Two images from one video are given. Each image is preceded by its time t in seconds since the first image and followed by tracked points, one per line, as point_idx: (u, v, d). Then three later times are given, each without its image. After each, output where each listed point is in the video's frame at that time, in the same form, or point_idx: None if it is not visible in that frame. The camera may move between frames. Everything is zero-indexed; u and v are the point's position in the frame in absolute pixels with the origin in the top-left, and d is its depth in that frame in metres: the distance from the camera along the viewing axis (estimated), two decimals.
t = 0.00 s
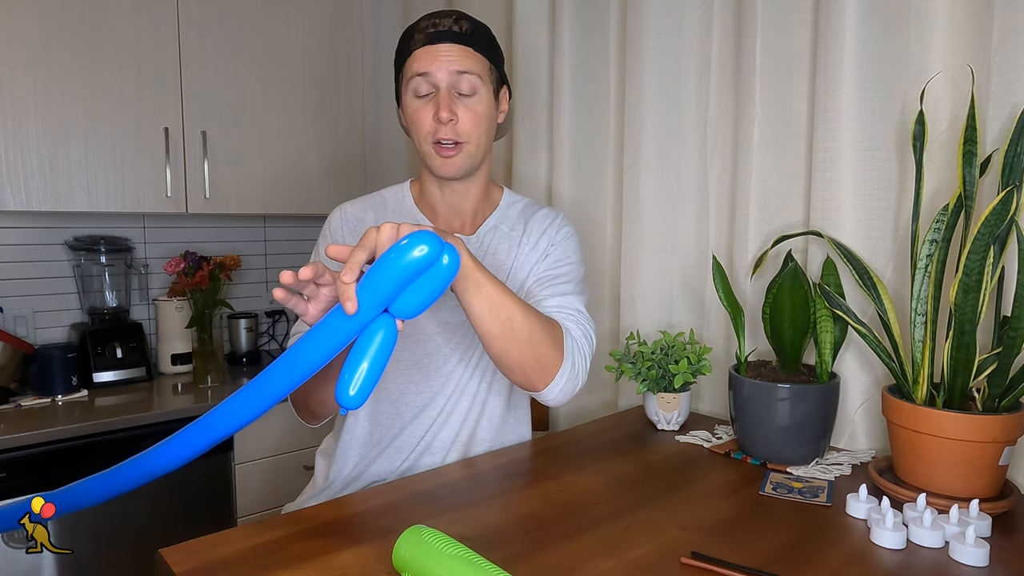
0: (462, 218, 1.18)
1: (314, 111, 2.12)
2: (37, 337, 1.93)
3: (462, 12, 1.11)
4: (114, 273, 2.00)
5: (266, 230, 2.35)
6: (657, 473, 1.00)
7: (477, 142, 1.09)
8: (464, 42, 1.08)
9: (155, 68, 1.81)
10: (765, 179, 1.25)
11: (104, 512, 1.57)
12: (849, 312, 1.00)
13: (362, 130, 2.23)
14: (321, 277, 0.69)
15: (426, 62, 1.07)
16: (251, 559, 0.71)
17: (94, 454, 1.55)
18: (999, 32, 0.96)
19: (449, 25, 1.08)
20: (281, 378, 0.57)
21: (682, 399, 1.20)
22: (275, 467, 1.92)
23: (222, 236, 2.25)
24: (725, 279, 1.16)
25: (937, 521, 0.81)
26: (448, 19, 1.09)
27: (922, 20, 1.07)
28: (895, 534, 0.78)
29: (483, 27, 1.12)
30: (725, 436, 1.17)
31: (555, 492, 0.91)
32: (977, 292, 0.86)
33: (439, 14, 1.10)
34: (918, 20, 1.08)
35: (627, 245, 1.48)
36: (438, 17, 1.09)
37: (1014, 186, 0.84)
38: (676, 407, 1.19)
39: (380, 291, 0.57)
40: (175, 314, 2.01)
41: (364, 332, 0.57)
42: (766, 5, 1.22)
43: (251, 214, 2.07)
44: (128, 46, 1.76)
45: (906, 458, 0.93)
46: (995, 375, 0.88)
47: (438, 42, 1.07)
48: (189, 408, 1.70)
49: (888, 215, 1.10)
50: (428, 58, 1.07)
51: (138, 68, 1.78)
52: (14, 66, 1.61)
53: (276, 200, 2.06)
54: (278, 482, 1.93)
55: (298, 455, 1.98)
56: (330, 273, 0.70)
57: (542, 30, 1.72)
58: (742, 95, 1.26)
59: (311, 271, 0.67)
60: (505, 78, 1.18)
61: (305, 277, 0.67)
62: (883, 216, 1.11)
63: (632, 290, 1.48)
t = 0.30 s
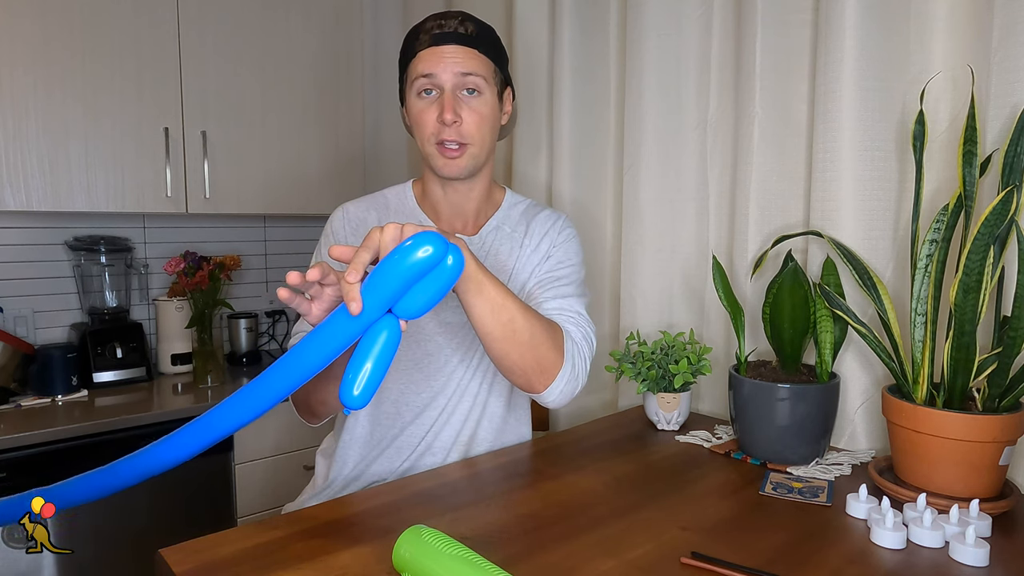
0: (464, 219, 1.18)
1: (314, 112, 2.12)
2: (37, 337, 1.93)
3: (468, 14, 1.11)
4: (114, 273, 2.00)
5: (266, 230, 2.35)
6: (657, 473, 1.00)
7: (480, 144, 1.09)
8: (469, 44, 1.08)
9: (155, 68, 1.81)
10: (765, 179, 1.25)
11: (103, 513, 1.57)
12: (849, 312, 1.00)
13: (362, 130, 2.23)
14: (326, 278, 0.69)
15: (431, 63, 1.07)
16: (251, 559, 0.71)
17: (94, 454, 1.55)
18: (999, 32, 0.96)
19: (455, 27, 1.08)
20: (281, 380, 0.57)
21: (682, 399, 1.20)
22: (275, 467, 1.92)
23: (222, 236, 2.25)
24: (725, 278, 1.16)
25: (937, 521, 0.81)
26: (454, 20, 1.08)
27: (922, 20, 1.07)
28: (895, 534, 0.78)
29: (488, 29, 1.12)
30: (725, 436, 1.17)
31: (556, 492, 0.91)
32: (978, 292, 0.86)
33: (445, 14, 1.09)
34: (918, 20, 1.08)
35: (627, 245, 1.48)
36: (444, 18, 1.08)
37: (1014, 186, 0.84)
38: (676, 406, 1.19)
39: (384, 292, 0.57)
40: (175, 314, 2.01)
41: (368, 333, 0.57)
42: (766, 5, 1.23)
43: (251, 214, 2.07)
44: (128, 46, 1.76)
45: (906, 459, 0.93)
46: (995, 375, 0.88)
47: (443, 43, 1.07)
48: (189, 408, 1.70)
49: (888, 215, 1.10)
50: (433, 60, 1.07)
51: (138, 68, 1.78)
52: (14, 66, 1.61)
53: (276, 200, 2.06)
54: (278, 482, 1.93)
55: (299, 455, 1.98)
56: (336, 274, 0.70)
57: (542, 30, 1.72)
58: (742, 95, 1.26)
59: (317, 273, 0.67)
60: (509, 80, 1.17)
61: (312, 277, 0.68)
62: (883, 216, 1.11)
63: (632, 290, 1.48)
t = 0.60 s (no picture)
0: (465, 219, 1.18)
1: (314, 112, 2.12)
2: (37, 337, 1.93)
3: (467, 14, 1.10)
4: (114, 273, 2.00)
5: (266, 230, 2.35)
6: (658, 473, 1.00)
7: (479, 145, 1.09)
8: (469, 45, 1.08)
9: (155, 68, 1.81)
10: (765, 179, 1.25)
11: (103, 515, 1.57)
12: (849, 312, 1.00)
13: (362, 130, 2.23)
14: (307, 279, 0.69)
15: (430, 64, 1.07)
16: (251, 559, 0.71)
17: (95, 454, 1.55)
18: (999, 32, 0.96)
19: (453, 28, 1.08)
20: (270, 379, 0.57)
21: (682, 399, 1.20)
22: (275, 467, 1.92)
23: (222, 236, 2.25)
24: (725, 278, 1.16)
25: (937, 521, 0.81)
26: (453, 21, 1.08)
27: (922, 20, 1.07)
28: (895, 534, 0.78)
29: (488, 29, 1.12)
30: (725, 435, 1.17)
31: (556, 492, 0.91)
32: (977, 292, 0.86)
33: (444, 15, 1.09)
34: (918, 20, 1.08)
35: (627, 246, 1.48)
36: (443, 19, 1.08)
37: (1014, 185, 0.84)
38: (676, 406, 1.19)
39: (362, 289, 0.57)
40: (175, 314, 2.01)
41: (348, 331, 0.57)
42: (766, 5, 1.23)
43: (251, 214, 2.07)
44: (128, 46, 1.76)
45: (906, 459, 0.93)
46: (995, 375, 0.88)
47: (442, 44, 1.07)
48: (189, 408, 1.70)
49: (888, 215, 1.10)
50: (433, 61, 1.07)
51: (138, 68, 1.78)
52: (14, 66, 1.61)
53: (275, 200, 2.06)
54: (278, 482, 1.93)
55: (299, 455, 1.98)
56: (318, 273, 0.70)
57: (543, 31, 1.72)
58: (742, 94, 1.26)
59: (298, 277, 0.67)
60: (509, 80, 1.17)
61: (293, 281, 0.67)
62: (882, 216, 1.11)
63: (632, 290, 1.48)
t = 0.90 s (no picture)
0: (466, 221, 1.18)
1: (314, 112, 2.12)
2: (37, 337, 1.93)
3: (467, 15, 1.10)
4: (114, 273, 2.00)
5: (266, 230, 2.35)
6: (658, 473, 1.00)
7: (480, 147, 1.09)
8: (469, 46, 1.08)
9: (155, 68, 1.81)
10: (765, 179, 1.25)
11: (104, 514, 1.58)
12: (849, 312, 1.00)
13: (362, 129, 2.23)
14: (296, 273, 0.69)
15: (430, 66, 1.07)
16: (251, 559, 0.71)
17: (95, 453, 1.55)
18: (999, 32, 0.96)
19: (454, 29, 1.08)
20: (262, 385, 0.57)
21: (682, 399, 1.20)
22: (275, 467, 1.92)
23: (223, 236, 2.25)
24: (725, 278, 1.16)
25: (937, 521, 0.81)
26: (454, 22, 1.08)
27: (922, 21, 1.07)
28: (896, 534, 0.78)
29: (488, 30, 1.12)
30: (725, 436, 1.17)
31: (557, 492, 0.91)
32: (977, 292, 0.86)
33: (445, 16, 1.09)
34: (918, 20, 1.08)
35: (627, 245, 1.47)
36: (444, 20, 1.08)
37: (1014, 185, 0.84)
38: (676, 406, 1.19)
39: (351, 286, 0.57)
40: (175, 314, 2.01)
41: (340, 330, 0.57)
42: (766, 5, 1.23)
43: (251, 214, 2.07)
44: (128, 46, 1.76)
45: (906, 459, 0.93)
46: (995, 375, 0.88)
47: (442, 46, 1.07)
48: (189, 408, 1.70)
49: (888, 215, 1.10)
50: (433, 63, 1.07)
51: (138, 68, 1.78)
52: (14, 66, 1.61)
53: (275, 200, 2.06)
54: (278, 482, 1.93)
55: (299, 455, 1.98)
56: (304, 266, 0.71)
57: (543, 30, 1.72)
58: (742, 94, 1.26)
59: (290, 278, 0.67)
60: (510, 81, 1.17)
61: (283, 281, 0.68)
62: (883, 216, 1.11)
63: (632, 290, 1.48)
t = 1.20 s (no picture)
0: (468, 222, 1.18)
1: (314, 112, 2.12)
2: (37, 337, 1.93)
3: (475, 16, 1.10)
4: (114, 273, 2.00)
5: (266, 230, 2.35)
6: (658, 473, 1.00)
7: (486, 150, 1.09)
8: (477, 49, 1.08)
9: (155, 69, 1.81)
10: (765, 179, 1.25)
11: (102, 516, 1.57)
12: (849, 312, 1.00)
13: (362, 129, 2.23)
14: (299, 272, 0.69)
15: (437, 69, 1.07)
16: (251, 559, 0.71)
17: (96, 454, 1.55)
18: (999, 32, 0.96)
19: (462, 31, 1.07)
20: (261, 386, 0.58)
21: (682, 399, 1.20)
22: (275, 467, 1.92)
23: (223, 236, 2.25)
24: (725, 278, 1.16)
25: (937, 521, 0.81)
26: (462, 24, 1.08)
27: (922, 20, 1.07)
28: (895, 534, 0.78)
29: (496, 33, 1.12)
30: (725, 436, 1.17)
31: (557, 492, 0.91)
32: (978, 292, 0.86)
33: (453, 17, 1.08)
34: (918, 20, 1.08)
35: (627, 246, 1.47)
36: (453, 22, 1.08)
37: (1014, 185, 0.84)
38: (676, 406, 1.19)
39: (353, 285, 0.56)
40: (175, 314, 2.01)
41: (341, 328, 0.57)
42: (766, 6, 1.23)
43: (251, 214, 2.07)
44: (128, 45, 1.76)
45: (906, 458, 0.93)
46: (995, 375, 0.88)
47: (450, 48, 1.07)
48: (189, 408, 1.70)
49: (888, 215, 1.10)
50: (440, 65, 1.07)
51: (138, 68, 1.78)
52: (14, 66, 1.61)
53: (275, 200, 2.06)
54: (278, 482, 1.93)
55: (299, 455, 1.98)
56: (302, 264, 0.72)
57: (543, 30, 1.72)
58: (742, 94, 1.26)
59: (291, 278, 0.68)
60: (517, 84, 1.17)
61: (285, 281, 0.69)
62: (883, 216, 1.11)
63: (632, 290, 1.48)
